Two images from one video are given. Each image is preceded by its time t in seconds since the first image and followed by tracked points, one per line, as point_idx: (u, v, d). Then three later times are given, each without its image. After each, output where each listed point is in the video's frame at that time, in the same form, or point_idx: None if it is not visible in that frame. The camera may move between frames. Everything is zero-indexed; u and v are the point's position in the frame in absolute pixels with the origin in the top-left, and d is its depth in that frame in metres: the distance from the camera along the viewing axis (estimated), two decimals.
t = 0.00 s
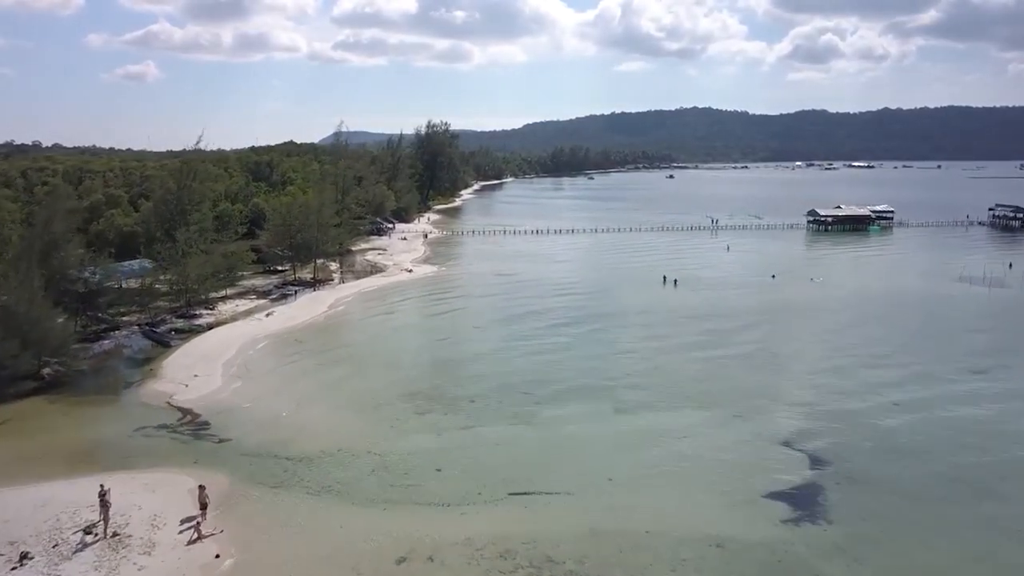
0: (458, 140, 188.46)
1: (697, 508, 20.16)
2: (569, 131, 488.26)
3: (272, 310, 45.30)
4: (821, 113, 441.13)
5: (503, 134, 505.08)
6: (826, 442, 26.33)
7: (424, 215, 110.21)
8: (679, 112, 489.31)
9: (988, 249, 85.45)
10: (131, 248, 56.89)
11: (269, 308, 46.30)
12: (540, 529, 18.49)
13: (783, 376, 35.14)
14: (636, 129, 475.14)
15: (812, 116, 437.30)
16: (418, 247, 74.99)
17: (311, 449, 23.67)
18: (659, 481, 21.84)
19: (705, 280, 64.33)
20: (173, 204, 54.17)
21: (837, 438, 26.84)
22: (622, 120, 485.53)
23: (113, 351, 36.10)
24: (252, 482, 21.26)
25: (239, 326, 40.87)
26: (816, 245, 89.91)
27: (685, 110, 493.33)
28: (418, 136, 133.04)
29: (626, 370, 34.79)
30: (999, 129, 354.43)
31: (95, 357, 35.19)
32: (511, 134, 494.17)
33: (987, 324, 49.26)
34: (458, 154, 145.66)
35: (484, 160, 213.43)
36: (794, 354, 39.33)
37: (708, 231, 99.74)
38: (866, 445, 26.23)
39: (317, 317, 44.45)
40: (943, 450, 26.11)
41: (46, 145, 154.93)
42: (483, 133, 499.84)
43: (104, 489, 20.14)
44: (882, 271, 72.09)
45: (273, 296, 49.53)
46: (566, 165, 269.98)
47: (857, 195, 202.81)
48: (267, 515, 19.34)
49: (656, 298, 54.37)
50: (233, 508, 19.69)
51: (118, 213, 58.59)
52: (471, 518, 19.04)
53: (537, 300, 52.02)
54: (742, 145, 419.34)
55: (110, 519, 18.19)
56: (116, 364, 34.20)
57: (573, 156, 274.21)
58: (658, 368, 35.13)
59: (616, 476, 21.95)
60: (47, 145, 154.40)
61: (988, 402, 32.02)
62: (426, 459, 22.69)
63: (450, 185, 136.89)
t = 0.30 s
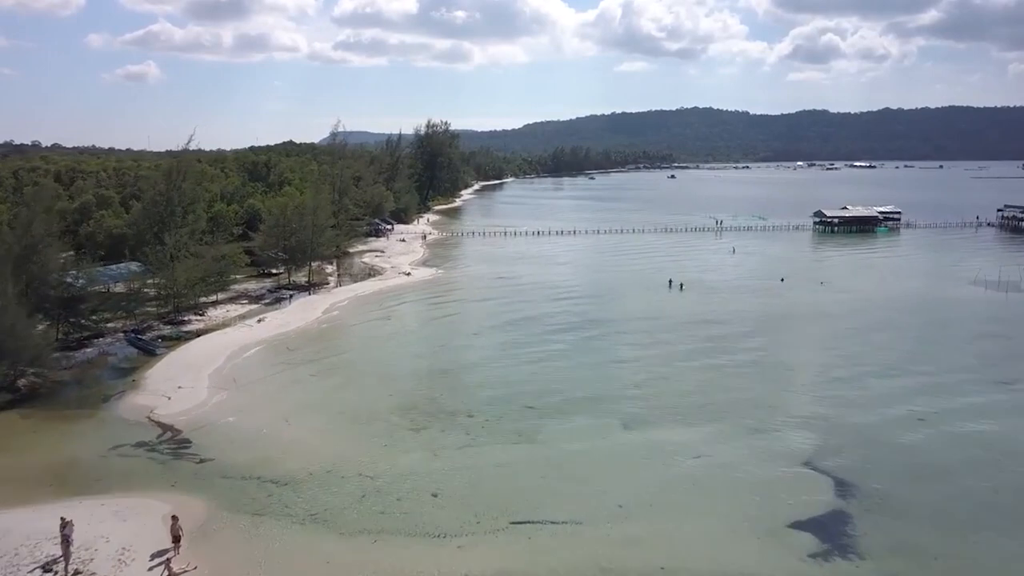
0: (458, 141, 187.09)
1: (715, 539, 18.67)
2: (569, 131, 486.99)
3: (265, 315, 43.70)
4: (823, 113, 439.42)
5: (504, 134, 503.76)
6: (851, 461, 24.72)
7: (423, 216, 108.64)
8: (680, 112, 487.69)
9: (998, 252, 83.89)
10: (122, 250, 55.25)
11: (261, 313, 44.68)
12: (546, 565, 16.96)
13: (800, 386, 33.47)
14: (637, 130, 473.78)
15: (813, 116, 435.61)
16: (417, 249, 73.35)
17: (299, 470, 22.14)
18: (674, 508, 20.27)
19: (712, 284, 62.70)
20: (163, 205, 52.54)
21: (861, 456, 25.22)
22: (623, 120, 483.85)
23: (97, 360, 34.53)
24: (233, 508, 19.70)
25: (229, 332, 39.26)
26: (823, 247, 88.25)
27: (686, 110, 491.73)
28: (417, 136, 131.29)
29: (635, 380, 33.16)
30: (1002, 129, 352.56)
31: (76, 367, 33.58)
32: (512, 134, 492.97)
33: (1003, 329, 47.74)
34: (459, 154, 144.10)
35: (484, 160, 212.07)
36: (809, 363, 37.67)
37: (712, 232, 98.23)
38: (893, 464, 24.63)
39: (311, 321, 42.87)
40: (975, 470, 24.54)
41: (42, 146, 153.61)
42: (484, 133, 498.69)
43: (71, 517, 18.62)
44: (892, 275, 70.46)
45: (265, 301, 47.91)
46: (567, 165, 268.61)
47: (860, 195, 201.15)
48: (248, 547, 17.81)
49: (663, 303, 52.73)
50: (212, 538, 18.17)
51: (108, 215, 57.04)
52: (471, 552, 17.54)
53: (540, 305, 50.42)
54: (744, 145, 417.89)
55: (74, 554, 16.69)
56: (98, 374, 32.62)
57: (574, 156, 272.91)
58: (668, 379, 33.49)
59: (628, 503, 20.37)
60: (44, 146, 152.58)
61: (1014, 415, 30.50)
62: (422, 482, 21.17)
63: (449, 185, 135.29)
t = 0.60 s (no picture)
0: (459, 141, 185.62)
1: None
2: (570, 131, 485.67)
3: (256, 321, 42.11)
4: (825, 112, 437.69)
5: (504, 134, 502.42)
6: (880, 484, 23.08)
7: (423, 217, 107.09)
8: (681, 112, 486.11)
9: (1008, 253, 82.24)
10: (110, 253, 53.59)
11: (252, 318, 43.03)
12: None
13: (817, 398, 31.80)
14: (638, 130, 472.32)
15: (815, 116, 433.93)
16: (416, 252, 71.70)
17: (285, 494, 20.58)
18: (690, 543, 18.74)
19: (718, 288, 61.00)
20: (152, 206, 50.89)
21: (890, 477, 23.57)
22: (624, 120, 482.22)
23: (78, 369, 32.96)
24: (210, 539, 18.17)
25: (218, 340, 37.64)
26: (829, 249, 86.55)
27: (687, 110, 490.08)
28: (416, 135, 129.46)
29: (644, 393, 31.44)
30: (1005, 129, 350.69)
31: (54, 378, 31.92)
32: (512, 134, 491.52)
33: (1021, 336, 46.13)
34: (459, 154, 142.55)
35: (485, 160, 210.66)
36: (825, 372, 35.96)
37: (716, 234, 96.64)
38: (925, 485, 22.95)
39: (304, 327, 41.22)
40: (1010, 492, 22.96)
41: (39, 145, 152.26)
42: (484, 133, 497.36)
43: (30, 551, 17.16)
44: (903, 278, 68.79)
45: (258, 306, 46.26)
46: (568, 165, 267.16)
47: (864, 195, 199.49)
48: None
49: (670, 308, 51.08)
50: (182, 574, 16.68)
51: (97, 217, 55.43)
52: None
53: (542, 310, 48.80)
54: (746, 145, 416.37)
55: None
56: (77, 385, 31.01)
57: (575, 156, 271.50)
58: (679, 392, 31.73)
59: (638, 537, 18.86)
60: (39, 145, 150.70)
61: None
62: (415, 510, 19.69)
63: (450, 186, 133.72)
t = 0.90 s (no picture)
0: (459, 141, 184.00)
1: None
2: (570, 131, 484.16)
3: (246, 328, 40.43)
4: (826, 113, 435.89)
5: (505, 134, 500.74)
6: (910, 508, 21.45)
7: (422, 218, 105.44)
8: (682, 112, 484.41)
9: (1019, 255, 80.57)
10: (99, 256, 51.95)
11: (242, 325, 41.28)
12: None
13: (836, 411, 30.11)
14: (639, 130, 470.58)
15: (817, 116, 432.19)
16: (414, 254, 70.06)
17: (267, 524, 18.92)
18: None
19: (725, 292, 59.32)
20: (141, 208, 49.21)
21: (922, 501, 21.88)
22: (625, 120, 480.59)
23: (55, 381, 31.17)
24: None
25: (206, 349, 35.86)
26: (836, 251, 84.89)
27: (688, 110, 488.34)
28: (416, 135, 127.75)
29: (653, 406, 29.75)
30: (1008, 129, 348.93)
31: (32, 391, 30.24)
32: (513, 134, 489.91)
33: None
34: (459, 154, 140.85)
35: (485, 161, 209.17)
36: (842, 382, 34.26)
37: (720, 236, 94.99)
38: (960, 510, 21.28)
39: (296, 335, 39.48)
40: None
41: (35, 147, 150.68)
42: (484, 134, 495.77)
43: None
44: (914, 281, 67.12)
45: (249, 312, 44.46)
46: (569, 165, 265.60)
47: (868, 195, 197.84)
48: None
49: (676, 313, 49.40)
50: None
51: (85, 219, 53.66)
52: None
53: (544, 315, 47.11)
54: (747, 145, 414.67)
55: None
56: (53, 398, 29.26)
57: (575, 156, 269.88)
58: (690, 406, 30.06)
59: (653, 575, 17.21)
60: (37, 145, 149.37)
61: None
62: (407, 543, 18.03)
63: (449, 187, 132.08)
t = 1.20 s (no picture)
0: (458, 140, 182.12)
1: None
2: (570, 131, 482.56)
3: (236, 335, 38.80)
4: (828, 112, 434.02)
5: (504, 134, 498.94)
6: (936, 537, 20.00)
7: (421, 218, 103.83)
8: (683, 112, 482.67)
9: None
10: (87, 259, 50.38)
11: (232, 332, 39.67)
12: None
13: (857, 427, 28.48)
14: (639, 130, 468.87)
15: (818, 115, 430.46)
16: (412, 256, 68.39)
17: (246, 560, 17.41)
18: None
19: (732, 296, 57.59)
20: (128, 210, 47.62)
21: (957, 532, 20.26)
22: (625, 119, 478.79)
23: (31, 394, 29.59)
24: None
25: (192, 358, 34.28)
26: (842, 253, 83.38)
27: (689, 110, 486.47)
28: (415, 135, 125.95)
29: (663, 422, 28.11)
30: (1010, 129, 347.18)
31: (5, 404, 28.63)
32: (513, 134, 488.30)
33: None
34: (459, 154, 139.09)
35: (485, 161, 207.52)
36: (861, 394, 32.60)
37: (724, 237, 93.38)
38: (993, 540, 19.82)
39: (287, 342, 37.92)
40: None
41: (30, 145, 148.80)
42: (484, 133, 494.00)
43: None
44: (925, 285, 65.41)
45: (239, 317, 42.86)
46: (569, 165, 263.89)
47: (871, 195, 196.16)
48: None
49: (683, 319, 47.70)
50: None
51: (72, 221, 52.03)
52: None
53: (545, 321, 45.59)
54: (748, 145, 412.96)
55: None
56: (27, 412, 27.67)
57: (576, 156, 268.14)
58: (702, 421, 28.43)
59: None
60: (34, 144, 147.78)
61: None
62: None
63: (449, 187, 130.39)
